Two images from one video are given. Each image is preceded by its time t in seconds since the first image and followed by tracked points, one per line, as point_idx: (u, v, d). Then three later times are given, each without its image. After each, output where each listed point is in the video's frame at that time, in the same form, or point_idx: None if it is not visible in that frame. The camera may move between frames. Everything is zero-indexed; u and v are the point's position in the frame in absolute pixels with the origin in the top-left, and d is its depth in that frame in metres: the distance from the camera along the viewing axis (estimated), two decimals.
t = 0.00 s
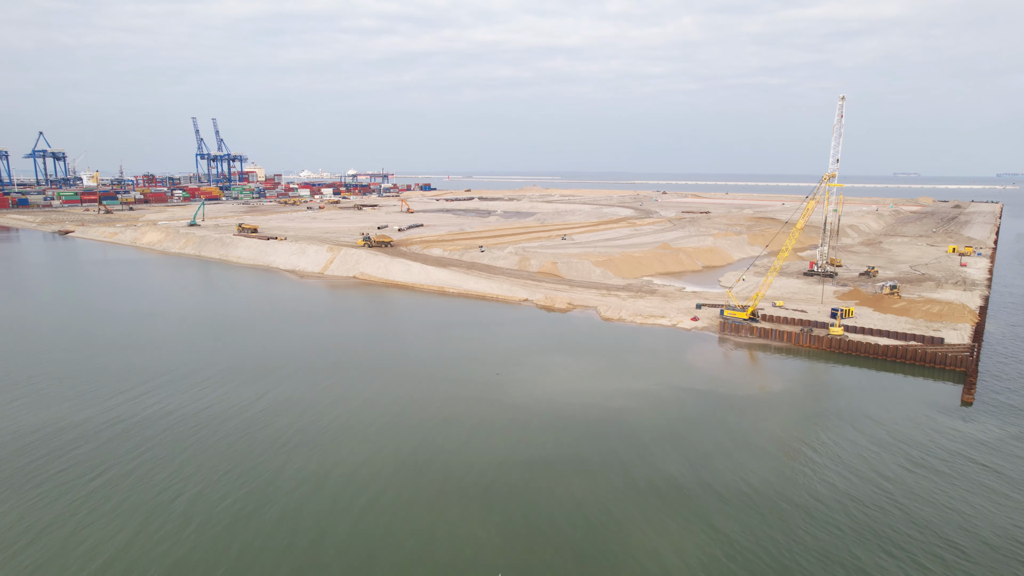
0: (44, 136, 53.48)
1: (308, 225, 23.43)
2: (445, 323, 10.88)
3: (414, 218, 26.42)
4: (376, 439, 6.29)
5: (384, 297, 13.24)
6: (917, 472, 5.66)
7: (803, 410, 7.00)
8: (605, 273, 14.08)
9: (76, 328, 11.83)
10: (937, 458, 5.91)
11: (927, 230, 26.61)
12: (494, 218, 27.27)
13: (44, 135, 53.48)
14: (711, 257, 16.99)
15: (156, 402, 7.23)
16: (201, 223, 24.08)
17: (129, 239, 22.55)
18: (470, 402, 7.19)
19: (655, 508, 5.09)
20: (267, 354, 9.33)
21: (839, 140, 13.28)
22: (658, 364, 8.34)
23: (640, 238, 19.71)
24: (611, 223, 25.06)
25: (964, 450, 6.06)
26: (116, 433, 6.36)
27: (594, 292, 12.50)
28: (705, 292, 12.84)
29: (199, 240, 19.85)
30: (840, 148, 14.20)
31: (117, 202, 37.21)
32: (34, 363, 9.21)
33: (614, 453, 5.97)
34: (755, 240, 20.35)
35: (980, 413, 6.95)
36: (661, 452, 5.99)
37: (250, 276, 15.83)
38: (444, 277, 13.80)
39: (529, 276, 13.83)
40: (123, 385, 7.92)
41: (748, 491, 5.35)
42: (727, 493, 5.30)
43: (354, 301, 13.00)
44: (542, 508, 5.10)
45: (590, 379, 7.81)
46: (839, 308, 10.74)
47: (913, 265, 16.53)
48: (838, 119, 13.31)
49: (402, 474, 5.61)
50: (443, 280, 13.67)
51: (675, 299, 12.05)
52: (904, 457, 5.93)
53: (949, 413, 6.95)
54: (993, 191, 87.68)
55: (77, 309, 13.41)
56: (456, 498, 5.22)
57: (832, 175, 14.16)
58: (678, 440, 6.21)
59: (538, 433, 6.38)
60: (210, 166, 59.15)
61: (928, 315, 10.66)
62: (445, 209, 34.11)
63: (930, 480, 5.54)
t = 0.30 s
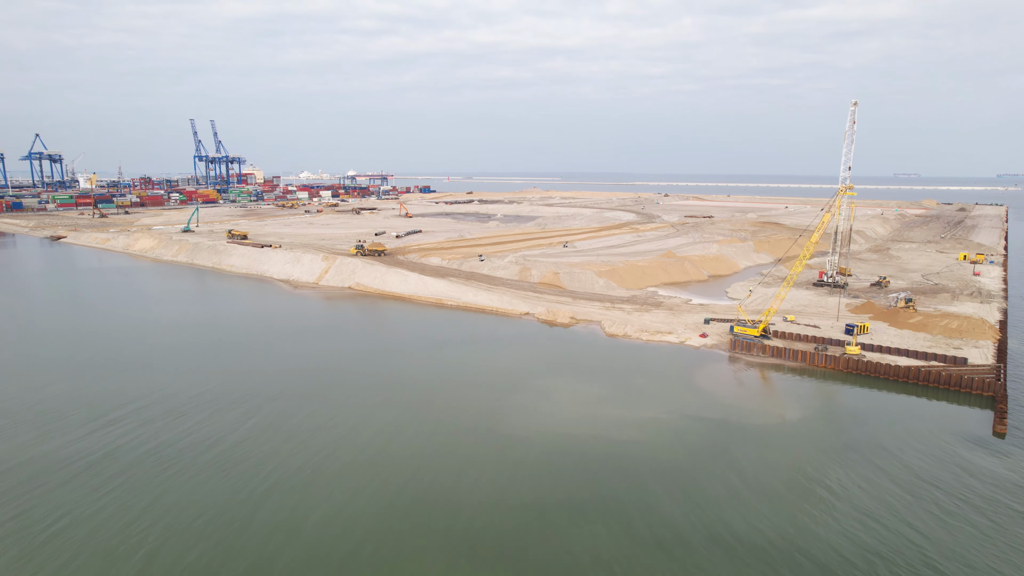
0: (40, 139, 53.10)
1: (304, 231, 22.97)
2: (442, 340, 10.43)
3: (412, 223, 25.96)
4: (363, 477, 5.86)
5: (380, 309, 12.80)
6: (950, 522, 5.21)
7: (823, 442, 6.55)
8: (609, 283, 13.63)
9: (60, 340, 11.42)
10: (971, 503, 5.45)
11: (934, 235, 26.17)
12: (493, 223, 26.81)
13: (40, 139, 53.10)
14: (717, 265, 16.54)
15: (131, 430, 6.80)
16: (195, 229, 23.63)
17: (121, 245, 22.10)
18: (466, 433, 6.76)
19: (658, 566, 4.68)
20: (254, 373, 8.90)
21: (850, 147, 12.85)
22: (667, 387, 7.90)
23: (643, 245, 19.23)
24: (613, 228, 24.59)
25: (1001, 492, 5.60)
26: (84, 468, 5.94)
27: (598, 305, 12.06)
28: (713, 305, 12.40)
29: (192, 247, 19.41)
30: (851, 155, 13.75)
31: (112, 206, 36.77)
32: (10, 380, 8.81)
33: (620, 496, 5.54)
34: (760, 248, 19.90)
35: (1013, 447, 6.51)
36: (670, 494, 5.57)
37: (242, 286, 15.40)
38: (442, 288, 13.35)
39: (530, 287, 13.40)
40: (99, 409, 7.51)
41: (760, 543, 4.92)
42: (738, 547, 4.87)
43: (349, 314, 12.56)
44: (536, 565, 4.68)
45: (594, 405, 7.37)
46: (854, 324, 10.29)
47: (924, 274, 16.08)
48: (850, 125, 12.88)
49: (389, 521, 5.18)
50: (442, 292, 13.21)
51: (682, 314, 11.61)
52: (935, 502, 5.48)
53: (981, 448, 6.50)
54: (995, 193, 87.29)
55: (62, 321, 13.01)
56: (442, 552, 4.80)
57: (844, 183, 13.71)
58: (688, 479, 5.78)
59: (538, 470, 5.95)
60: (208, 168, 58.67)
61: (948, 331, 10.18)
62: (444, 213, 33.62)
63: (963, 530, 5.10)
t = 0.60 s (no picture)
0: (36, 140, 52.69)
1: (300, 236, 22.52)
2: (439, 357, 9.98)
3: (411, 228, 25.50)
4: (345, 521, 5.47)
5: (376, 321, 12.36)
6: None
7: (844, 478, 6.11)
8: (612, 294, 13.20)
9: (43, 354, 11.06)
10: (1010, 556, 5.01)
11: (942, 240, 25.70)
12: (493, 228, 26.36)
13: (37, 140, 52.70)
14: (724, 274, 16.09)
15: (104, 461, 6.45)
16: (189, 234, 23.19)
17: (113, 251, 21.68)
18: (459, 467, 6.35)
19: None
20: (240, 394, 8.53)
21: (863, 153, 12.42)
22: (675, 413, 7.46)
23: (647, 253, 18.77)
24: (615, 233, 24.13)
25: None
26: (49, 505, 5.61)
27: (601, 318, 11.61)
28: (721, 317, 11.94)
29: (185, 253, 19.00)
30: (863, 161, 13.31)
31: (108, 208, 36.35)
32: None
33: (621, 544, 5.14)
34: (767, 255, 19.43)
35: None
36: (676, 542, 5.16)
37: (235, 295, 14.98)
38: (440, 299, 12.90)
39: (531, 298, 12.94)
40: (73, 435, 7.18)
41: None
42: None
43: (343, 326, 12.13)
44: None
45: (599, 433, 6.94)
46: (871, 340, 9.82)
47: (937, 283, 15.61)
48: (862, 131, 12.47)
49: None
50: (440, 303, 12.77)
51: (689, 327, 11.17)
52: (970, 554, 5.03)
53: (1014, 486, 6.07)
54: (997, 195, 86.90)
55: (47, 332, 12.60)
56: None
57: (857, 189, 13.26)
58: (696, 523, 5.38)
59: (533, 512, 5.54)
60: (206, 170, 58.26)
61: (968, 347, 9.72)
62: (443, 216, 33.14)
63: None
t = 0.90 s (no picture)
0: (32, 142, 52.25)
1: (296, 241, 22.08)
2: (438, 374, 9.52)
3: (409, 232, 25.08)
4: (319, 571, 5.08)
5: (371, 334, 11.92)
6: None
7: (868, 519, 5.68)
8: (616, 305, 12.76)
9: (29, 365, 10.75)
10: None
11: (950, 245, 25.23)
12: (493, 232, 25.93)
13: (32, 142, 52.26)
14: (730, 283, 15.63)
15: (69, 497, 6.11)
16: (183, 240, 22.76)
17: (105, 257, 21.26)
18: (449, 506, 5.92)
19: None
20: (226, 417, 8.16)
21: (876, 159, 12.00)
22: (688, 442, 7.00)
23: (651, 259, 18.33)
24: (617, 238, 23.67)
25: None
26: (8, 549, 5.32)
27: (605, 332, 11.15)
28: (729, 330, 11.49)
29: (177, 260, 18.57)
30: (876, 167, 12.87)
31: (103, 211, 35.91)
32: None
33: None
34: (774, 262, 18.97)
35: None
36: None
37: (227, 305, 14.56)
38: (438, 311, 12.45)
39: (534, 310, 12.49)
40: (46, 461, 6.89)
41: None
42: None
43: (337, 339, 11.70)
44: None
45: (603, 464, 6.51)
46: (888, 357, 9.37)
47: (949, 292, 15.17)
48: (876, 137, 12.03)
49: None
50: (438, 315, 12.31)
51: (697, 342, 10.72)
52: None
53: None
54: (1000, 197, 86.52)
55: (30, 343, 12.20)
56: None
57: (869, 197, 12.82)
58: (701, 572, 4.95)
59: (526, 560, 5.12)
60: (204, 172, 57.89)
61: (990, 363, 9.26)
62: (443, 219, 32.72)
63: None
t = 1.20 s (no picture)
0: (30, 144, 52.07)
1: (292, 247, 21.67)
2: (435, 393, 9.12)
3: (407, 237, 24.63)
4: None
5: (366, 347, 11.48)
6: None
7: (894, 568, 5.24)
8: (620, 316, 12.34)
9: (14, 377, 10.52)
10: None
11: (959, 250, 24.77)
12: (493, 237, 25.46)
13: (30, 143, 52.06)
14: (737, 292, 15.20)
15: (33, 535, 5.81)
16: (177, 245, 22.37)
17: (98, 263, 20.90)
18: (436, 549, 5.52)
19: None
20: (209, 442, 7.84)
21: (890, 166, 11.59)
22: (697, 472, 6.61)
23: (655, 266, 17.89)
24: (620, 243, 23.23)
25: None
26: None
27: (610, 347, 10.71)
28: (738, 344, 11.04)
29: (170, 267, 18.20)
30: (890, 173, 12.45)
31: (99, 214, 35.56)
32: None
33: None
34: (781, 269, 18.53)
35: None
36: None
37: (218, 315, 14.16)
38: (436, 323, 12.01)
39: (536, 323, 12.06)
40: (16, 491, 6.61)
41: None
42: None
43: (330, 353, 11.26)
44: None
45: (604, 500, 6.10)
46: (907, 375, 8.92)
47: (963, 301, 14.71)
48: (890, 143, 11.60)
49: None
50: (436, 328, 11.87)
51: (705, 357, 10.28)
52: None
53: None
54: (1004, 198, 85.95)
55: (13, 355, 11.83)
56: None
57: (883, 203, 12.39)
58: None
59: None
60: (202, 173, 57.60)
61: (1014, 380, 8.78)
62: (442, 223, 32.27)
63: None
